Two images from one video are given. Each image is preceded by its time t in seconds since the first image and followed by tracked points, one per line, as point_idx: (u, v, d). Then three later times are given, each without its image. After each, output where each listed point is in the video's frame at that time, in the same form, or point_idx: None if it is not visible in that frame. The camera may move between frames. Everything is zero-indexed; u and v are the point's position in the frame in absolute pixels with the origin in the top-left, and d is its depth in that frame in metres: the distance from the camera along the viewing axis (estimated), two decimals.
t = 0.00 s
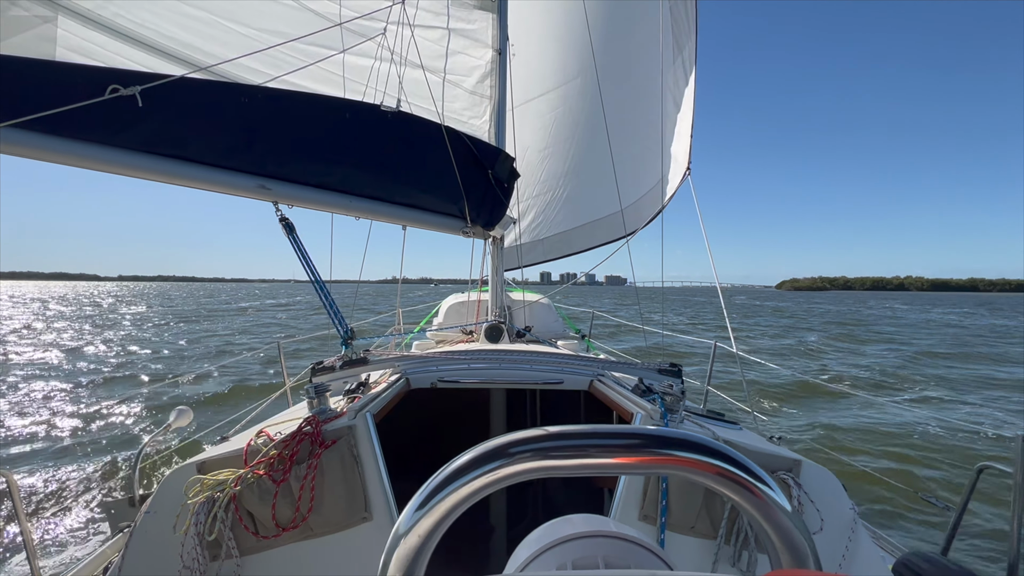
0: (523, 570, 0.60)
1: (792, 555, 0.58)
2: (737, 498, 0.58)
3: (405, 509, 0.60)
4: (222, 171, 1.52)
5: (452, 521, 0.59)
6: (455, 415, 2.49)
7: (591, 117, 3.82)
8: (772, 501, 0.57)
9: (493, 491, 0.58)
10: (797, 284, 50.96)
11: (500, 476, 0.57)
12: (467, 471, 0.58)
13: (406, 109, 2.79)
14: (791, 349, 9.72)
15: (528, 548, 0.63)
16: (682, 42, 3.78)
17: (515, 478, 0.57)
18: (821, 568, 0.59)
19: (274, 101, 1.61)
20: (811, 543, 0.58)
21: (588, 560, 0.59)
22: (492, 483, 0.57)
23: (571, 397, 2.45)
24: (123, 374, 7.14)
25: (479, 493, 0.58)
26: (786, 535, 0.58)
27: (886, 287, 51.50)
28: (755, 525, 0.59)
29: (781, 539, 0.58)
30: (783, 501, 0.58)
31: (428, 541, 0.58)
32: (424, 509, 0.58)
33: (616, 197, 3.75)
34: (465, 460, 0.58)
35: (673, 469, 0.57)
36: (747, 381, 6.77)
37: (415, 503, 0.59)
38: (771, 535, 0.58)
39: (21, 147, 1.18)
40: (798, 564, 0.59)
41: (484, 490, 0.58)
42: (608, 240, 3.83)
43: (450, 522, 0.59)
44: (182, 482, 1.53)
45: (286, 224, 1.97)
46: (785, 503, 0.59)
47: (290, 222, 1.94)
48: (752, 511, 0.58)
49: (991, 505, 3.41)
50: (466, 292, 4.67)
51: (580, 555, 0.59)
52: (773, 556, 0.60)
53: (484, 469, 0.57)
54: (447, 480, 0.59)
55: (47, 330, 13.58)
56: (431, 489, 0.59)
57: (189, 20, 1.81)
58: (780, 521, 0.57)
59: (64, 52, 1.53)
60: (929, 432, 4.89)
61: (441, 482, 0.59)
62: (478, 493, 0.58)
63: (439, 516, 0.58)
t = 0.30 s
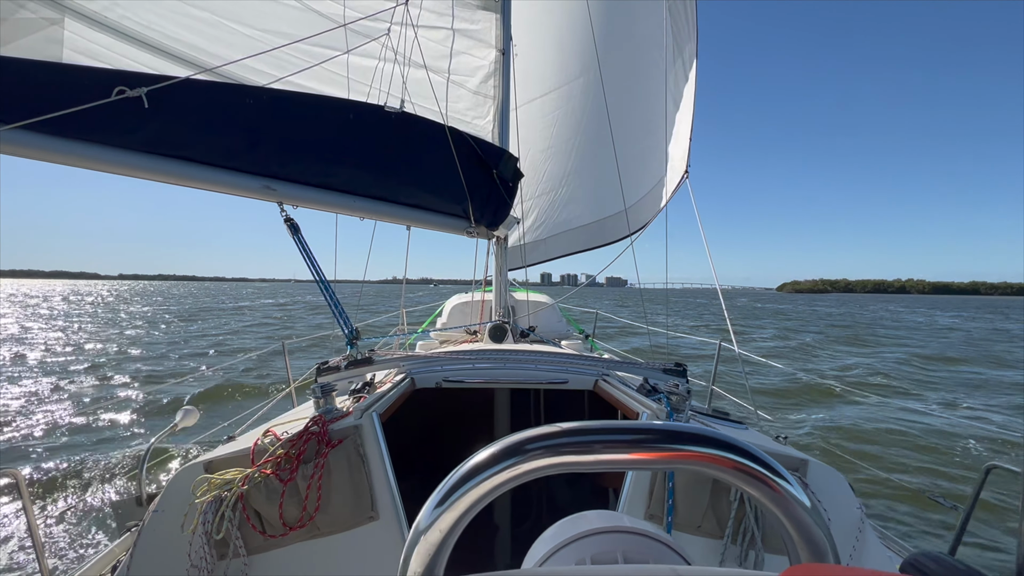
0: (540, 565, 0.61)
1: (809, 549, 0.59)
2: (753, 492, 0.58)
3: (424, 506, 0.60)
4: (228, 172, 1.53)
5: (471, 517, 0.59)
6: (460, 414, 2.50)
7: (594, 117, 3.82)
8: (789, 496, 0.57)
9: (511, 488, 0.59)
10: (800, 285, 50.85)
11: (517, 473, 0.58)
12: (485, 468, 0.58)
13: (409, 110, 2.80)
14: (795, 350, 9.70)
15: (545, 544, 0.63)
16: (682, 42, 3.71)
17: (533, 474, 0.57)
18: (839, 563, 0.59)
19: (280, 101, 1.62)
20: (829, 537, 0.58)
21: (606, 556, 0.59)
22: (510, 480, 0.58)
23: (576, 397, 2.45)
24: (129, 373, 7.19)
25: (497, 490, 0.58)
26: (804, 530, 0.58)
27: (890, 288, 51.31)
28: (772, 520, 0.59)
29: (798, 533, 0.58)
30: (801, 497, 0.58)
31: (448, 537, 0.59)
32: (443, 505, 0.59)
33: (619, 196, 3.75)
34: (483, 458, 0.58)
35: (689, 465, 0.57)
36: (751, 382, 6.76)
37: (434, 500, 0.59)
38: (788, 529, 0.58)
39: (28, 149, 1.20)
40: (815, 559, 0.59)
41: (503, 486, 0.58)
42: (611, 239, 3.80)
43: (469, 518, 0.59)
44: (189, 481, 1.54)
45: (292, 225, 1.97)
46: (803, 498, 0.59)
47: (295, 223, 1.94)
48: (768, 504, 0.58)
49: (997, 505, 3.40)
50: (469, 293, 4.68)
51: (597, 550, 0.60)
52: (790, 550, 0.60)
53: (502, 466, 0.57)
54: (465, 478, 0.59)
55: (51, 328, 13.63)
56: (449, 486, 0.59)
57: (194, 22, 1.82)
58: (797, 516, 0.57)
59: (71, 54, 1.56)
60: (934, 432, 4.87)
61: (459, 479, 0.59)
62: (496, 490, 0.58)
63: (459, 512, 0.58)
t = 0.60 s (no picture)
0: (550, 568, 0.61)
1: (817, 553, 0.59)
2: (762, 497, 0.58)
3: (435, 508, 0.61)
4: (235, 174, 1.54)
5: (482, 520, 0.60)
6: (463, 415, 2.51)
7: (598, 118, 3.82)
8: (798, 499, 0.57)
9: (520, 491, 0.59)
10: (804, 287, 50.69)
11: (527, 476, 0.58)
12: (495, 472, 0.58)
13: (414, 112, 2.80)
14: (799, 353, 9.67)
15: (554, 547, 0.63)
16: (688, 48, 3.63)
17: (542, 477, 0.58)
18: (848, 567, 0.59)
19: (285, 104, 1.63)
20: (838, 541, 0.58)
21: (615, 558, 0.60)
22: (520, 483, 0.58)
23: (580, 399, 2.45)
24: (133, 372, 7.21)
25: (507, 492, 0.58)
26: (812, 534, 0.58)
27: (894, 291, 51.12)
28: (781, 524, 0.59)
29: (808, 538, 0.58)
30: (809, 500, 0.58)
31: (458, 540, 0.59)
32: (453, 509, 0.59)
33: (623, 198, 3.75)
34: (493, 461, 0.59)
35: (695, 467, 0.58)
36: (754, 384, 6.74)
37: (444, 503, 0.60)
38: (798, 533, 0.58)
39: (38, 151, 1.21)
40: (823, 563, 0.59)
41: (513, 489, 0.59)
42: (613, 240, 3.80)
43: (480, 520, 0.60)
44: (195, 481, 1.54)
45: (297, 227, 1.98)
46: (811, 502, 0.59)
47: (300, 224, 1.95)
48: (777, 508, 0.58)
49: (1005, 509, 3.37)
50: (473, 294, 4.69)
51: (607, 553, 0.60)
52: (798, 554, 0.60)
53: (512, 469, 0.58)
54: (475, 482, 0.59)
55: (54, 328, 13.67)
56: (460, 489, 0.60)
57: (200, 25, 1.83)
58: (806, 520, 0.58)
59: (81, 58, 1.56)
60: (940, 436, 4.84)
61: (469, 482, 0.59)
62: (506, 493, 0.58)
63: (470, 515, 0.59)
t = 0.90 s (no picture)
0: (554, 575, 0.60)
1: (823, 560, 0.59)
2: (767, 503, 0.58)
3: (440, 514, 0.61)
4: (240, 177, 1.55)
5: (488, 525, 0.60)
6: (466, 417, 2.51)
7: (601, 120, 3.82)
8: (803, 505, 0.57)
9: (525, 497, 0.59)
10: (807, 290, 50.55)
11: (532, 482, 0.58)
12: (501, 478, 0.58)
13: (417, 115, 2.81)
14: (802, 357, 9.63)
15: (558, 553, 0.63)
16: (690, 51, 3.65)
17: (547, 483, 0.58)
18: (854, 574, 0.59)
19: (291, 107, 1.64)
20: (844, 548, 0.58)
21: (620, 565, 0.59)
22: (525, 488, 0.58)
23: (582, 402, 2.45)
24: (137, 373, 7.24)
25: (513, 498, 0.58)
26: (818, 540, 0.58)
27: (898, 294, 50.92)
28: (786, 530, 0.59)
29: (813, 544, 0.58)
30: (814, 506, 0.58)
31: (463, 546, 0.59)
32: (458, 514, 0.59)
33: (626, 200, 3.75)
34: (499, 467, 0.58)
35: (700, 474, 0.57)
36: (757, 387, 6.72)
37: (449, 509, 0.60)
38: (803, 540, 0.58)
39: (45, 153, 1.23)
40: (829, 569, 0.59)
41: (518, 494, 0.59)
42: (615, 241, 3.80)
43: (485, 525, 0.60)
44: (198, 483, 1.54)
45: (301, 229, 1.99)
46: (816, 508, 0.58)
47: (304, 227, 1.96)
48: (782, 514, 0.58)
49: (1010, 515, 3.34)
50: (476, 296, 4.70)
51: (611, 559, 0.60)
52: (804, 560, 0.60)
53: (518, 474, 0.58)
54: (480, 488, 0.59)
55: (58, 328, 13.73)
56: (465, 494, 0.59)
57: (206, 28, 1.84)
58: (812, 527, 0.57)
59: (87, 61, 1.57)
60: (945, 441, 4.81)
61: (475, 488, 0.59)
62: (511, 498, 0.58)
63: (476, 521, 0.59)
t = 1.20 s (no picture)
0: None
1: (828, 568, 0.58)
2: (770, 510, 0.58)
3: (442, 520, 0.61)
4: (243, 179, 1.55)
5: (489, 532, 0.60)
6: (467, 420, 2.51)
7: (603, 123, 3.83)
8: (806, 512, 0.57)
9: (527, 504, 0.59)
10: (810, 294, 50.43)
11: (533, 489, 0.58)
12: (503, 485, 0.58)
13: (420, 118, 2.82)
14: (805, 360, 9.60)
15: (562, 559, 0.62)
16: (690, 51, 3.59)
17: (549, 489, 0.57)
18: None
19: (294, 110, 1.65)
20: (849, 557, 0.58)
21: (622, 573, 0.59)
22: (527, 495, 0.58)
23: (583, 406, 2.45)
24: (140, 374, 7.26)
25: (514, 505, 0.58)
26: (822, 549, 0.57)
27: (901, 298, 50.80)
28: (790, 537, 0.59)
29: (817, 552, 0.57)
30: (818, 514, 0.58)
31: (465, 553, 0.59)
32: (460, 521, 0.59)
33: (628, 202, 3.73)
34: (500, 474, 0.58)
35: (702, 481, 0.57)
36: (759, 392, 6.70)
37: (451, 516, 0.60)
38: (807, 549, 0.58)
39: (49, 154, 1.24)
40: None
41: (520, 501, 0.58)
42: (617, 244, 3.79)
43: (486, 533, 0.60)
44: (199, 485, 1.54)
45: (303, 231, 2.00)
46: (820, 516, 0.58)
47: (306, 229, 1.96)
48: (785, 521, 0.58)
49: (1014, 522, 3.33)
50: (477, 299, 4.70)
51: (614, 567, 0.59)
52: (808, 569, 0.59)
53: (520, 482, 0.57)
54: (482, 494, 0.59)
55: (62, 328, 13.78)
56: (467, 501, 0.59)
57: (210, 31, 1.85)
58: (815, 535, 0.57)
59: (92, 63, 1.59)
60: (948, 446, 4.79)
61: (477, 494, 0.59)
62: (513, 505, 0.58)
63: (477, 528, 0.59)
